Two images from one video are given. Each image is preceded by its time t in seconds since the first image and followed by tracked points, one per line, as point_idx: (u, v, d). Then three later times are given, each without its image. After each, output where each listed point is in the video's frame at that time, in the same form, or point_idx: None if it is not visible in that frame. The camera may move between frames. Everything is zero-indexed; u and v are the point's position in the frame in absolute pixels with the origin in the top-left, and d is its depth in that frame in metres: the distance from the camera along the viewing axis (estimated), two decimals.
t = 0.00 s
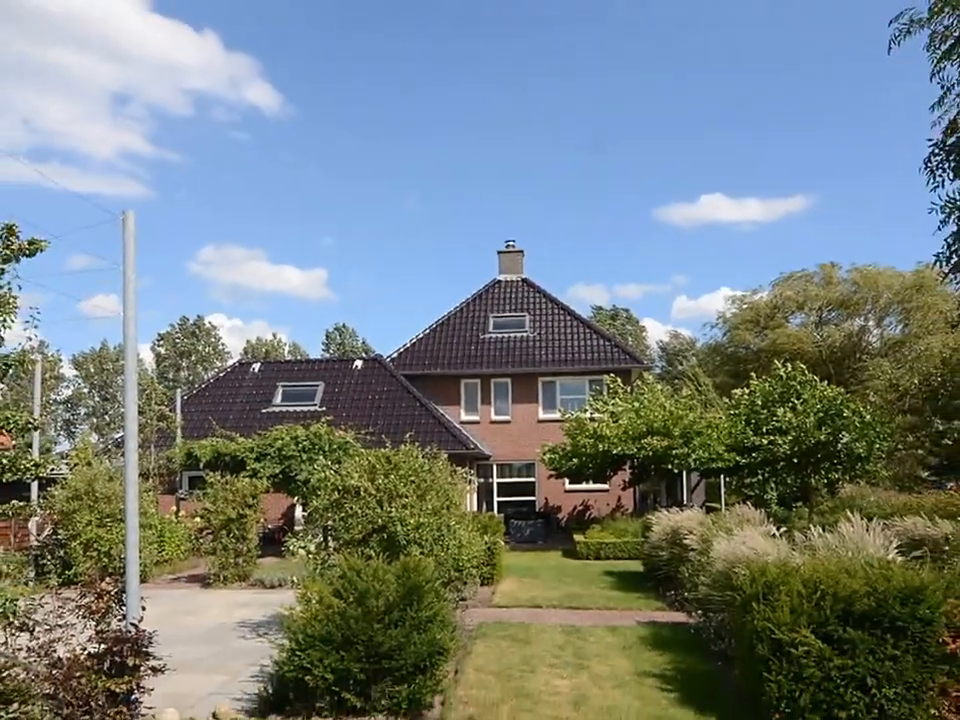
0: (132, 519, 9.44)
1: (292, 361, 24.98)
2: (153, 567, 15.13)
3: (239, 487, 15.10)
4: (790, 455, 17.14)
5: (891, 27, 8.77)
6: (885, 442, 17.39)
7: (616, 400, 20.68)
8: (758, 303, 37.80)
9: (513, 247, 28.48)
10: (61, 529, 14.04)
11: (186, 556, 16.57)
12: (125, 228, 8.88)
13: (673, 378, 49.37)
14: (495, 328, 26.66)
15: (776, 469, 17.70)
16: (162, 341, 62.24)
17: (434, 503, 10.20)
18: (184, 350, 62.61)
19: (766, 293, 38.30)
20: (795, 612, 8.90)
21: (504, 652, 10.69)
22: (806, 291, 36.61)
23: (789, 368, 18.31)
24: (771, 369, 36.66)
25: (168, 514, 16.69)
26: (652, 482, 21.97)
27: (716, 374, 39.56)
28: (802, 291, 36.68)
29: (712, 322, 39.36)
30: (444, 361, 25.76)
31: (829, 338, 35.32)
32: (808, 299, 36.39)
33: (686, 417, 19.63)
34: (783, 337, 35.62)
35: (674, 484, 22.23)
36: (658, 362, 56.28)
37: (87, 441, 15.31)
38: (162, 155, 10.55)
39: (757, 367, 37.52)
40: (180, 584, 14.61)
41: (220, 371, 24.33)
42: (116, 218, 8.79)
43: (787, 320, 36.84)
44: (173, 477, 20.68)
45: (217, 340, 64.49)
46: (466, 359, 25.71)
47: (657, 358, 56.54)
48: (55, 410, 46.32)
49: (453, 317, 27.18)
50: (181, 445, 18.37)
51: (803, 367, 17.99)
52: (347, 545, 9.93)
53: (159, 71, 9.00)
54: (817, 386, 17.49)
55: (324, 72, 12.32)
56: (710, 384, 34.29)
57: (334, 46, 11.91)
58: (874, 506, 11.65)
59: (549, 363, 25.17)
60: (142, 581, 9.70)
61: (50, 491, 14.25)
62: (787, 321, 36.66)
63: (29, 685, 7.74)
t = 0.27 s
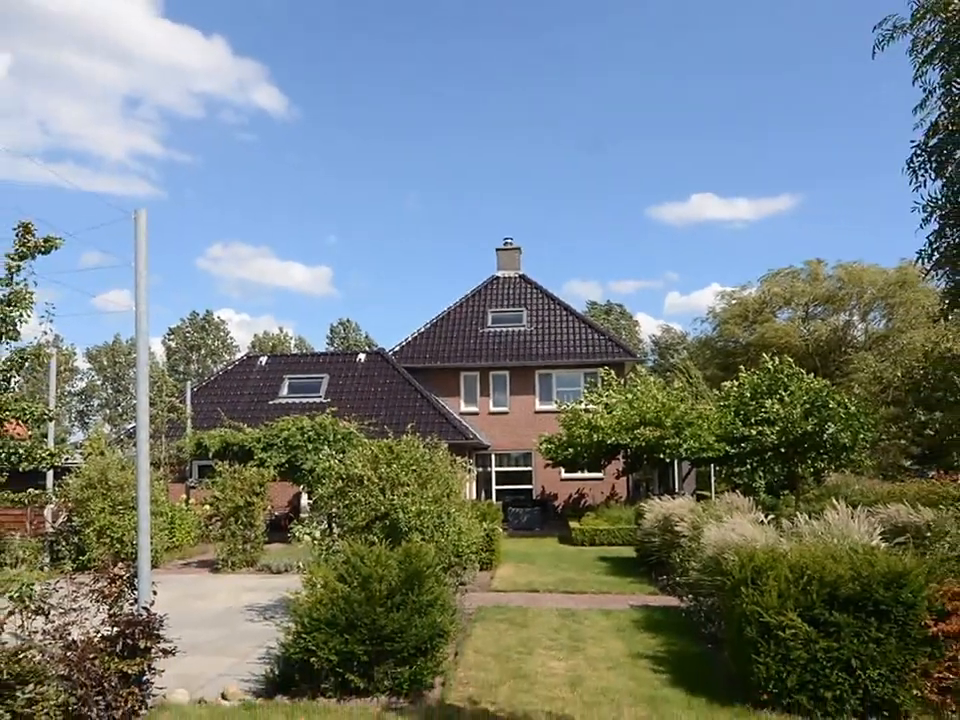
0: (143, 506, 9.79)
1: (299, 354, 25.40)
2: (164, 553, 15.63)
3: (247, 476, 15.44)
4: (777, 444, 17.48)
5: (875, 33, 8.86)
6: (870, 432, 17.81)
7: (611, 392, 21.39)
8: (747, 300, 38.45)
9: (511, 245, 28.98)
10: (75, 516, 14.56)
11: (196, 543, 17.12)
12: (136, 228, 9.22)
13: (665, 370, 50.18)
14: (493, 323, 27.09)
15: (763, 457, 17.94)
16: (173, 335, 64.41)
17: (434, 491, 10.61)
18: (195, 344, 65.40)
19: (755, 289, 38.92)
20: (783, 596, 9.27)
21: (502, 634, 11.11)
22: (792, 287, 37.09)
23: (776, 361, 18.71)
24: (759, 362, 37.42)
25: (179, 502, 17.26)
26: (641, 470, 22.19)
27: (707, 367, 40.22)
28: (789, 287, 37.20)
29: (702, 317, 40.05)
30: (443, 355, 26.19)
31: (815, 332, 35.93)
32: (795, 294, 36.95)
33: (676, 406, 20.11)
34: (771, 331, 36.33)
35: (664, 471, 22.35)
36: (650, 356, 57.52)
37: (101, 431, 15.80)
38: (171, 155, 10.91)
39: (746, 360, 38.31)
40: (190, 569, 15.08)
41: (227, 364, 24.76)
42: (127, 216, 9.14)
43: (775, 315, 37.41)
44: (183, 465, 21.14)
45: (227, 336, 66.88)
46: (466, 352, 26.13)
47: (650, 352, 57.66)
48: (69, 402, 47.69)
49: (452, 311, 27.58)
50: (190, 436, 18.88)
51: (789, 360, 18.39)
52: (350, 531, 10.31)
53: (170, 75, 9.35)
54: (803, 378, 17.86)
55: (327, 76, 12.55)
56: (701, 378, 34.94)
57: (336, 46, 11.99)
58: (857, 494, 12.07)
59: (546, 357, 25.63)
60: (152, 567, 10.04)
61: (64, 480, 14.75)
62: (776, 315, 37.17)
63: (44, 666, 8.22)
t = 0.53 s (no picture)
0: (155, 494, 10.16)
1: (305, 347, 25.78)
2: (174, 539, 16.14)
3: (254, 464, 15.88)
4: (765, 435, 18.05)
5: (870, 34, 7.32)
6: (856, 422, 18.03)
7: (605, 384, 21.82)
8: (737, 295, 38.97)
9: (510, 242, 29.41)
10: (90, 503, 15.05)
11: (205, 529, 17.65)
12: (148, 227, 9.59)
13: (658, 362, 50.89)
14: (492, 317, 27.51)
15: (753, 444, 18.65)
16: (183, 328, 65.77)
17: (436, 479, 11.02)
18: (204, 337, 66.67)
19: (745, 284, 39.46)
20: (771, 580, 9.65)
21: (500, 617, 11.53)
22: (780, 283, 37.57)
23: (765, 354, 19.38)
24: (748, 355, 38.04)
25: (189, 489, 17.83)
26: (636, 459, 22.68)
27: (697, 360, 40.85)
28: (777, 282, 37.75)
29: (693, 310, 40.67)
30: (444, 348, 26.60)
31: (802, 326, 36.54)
32: (783, 289, 37.56)
33: (669, 396, 20.47)
34: (759, 325, 37.03)
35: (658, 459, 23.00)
36: (643, 350, 58.35)
37: (113, 421, 16.25)
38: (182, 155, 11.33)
39: (736, 353, 38.95)
40: (200, 555, 15.55)
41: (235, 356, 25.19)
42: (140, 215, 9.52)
43: (763, 309, 38.03)
44: (192, 455, 21.62)
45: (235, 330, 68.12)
46: (466, 346, 26.56)
47: (643, 346, 58.64)
48: (88, 392, 48.75)
49: (452, 305, 27.97)
50: (200, 426, 19.42)
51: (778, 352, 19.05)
52: (355, 518, 10.70)
53: (181, 80, 9.76)
54: (792, 370, 18.34)
55: (332, 79, 12.92)
56: (692, 371, 35.58)
57: (339, 49, 12.32)
58: (843, 482, 12.48)
59: (543, 350, 26.03)
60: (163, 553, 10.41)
61: (78, 468, 15.25)
62: (764, 310, 37.77)
63: (59, 648, 8.42)
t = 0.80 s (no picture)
0: (165, 482, 10.52)
1: (310, 341, 26.16)
2: (184, 527, 16.61)
3: (261, 454, 16.30)
4: (755, 427, 18.40)
5: (844, 44, 6.42)
6: (842, 414, 18.39)
7: (600, 376, 22.75)
8: (727, 290, 39.43)
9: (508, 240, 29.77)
10: (102, 492, 15.50)
11: (214, 517, 18.13)
12: (159, 227, 9.93)
13: (651, 356, 51.56)
14: (491, 311, 27.89)
15: (742, 435, 18.86)
16: (192, 323, 66.86)
17: (436, 468, 11.42)
18: (213, 332, 67.84)
19: (735, 280, 39.94)
20: (760, 566, 10.01)
21: (499, 601, 11.94)
22: (769, 279, 38.00)
23: (755, 348, 19.77)
24: (738, 349, 38.57)
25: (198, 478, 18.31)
26: (630, 448, 23.16)
27: (690, 353, 41.41)
28: (766, 279, 38.29)
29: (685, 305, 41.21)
30: (444, 341, 26.99)
31: (790, 321, 37.06)
32: (772, 285, 38.03)
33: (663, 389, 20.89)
34: (749, 320, 37.62)
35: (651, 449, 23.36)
36: (637, 344, 59.00)
37: (125, 412, 16.69)
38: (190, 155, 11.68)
39: (726, 347, 39.48)
40: (209, 541, 16.01)
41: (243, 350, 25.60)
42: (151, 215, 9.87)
43: (753, 305, 38.53)
44: (201, 445, 22.10)
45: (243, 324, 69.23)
46: (465, 339, 26.96)
47: (636, 340, 59.46)
48: (104, 385, 49.79)
49: (453, 299, 28.38)
50: (208, 417, 19.91)
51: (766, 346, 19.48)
52: (358, 506, 11.08)
53: (189, 82, 10.09)
54: (781, 364, 18.57)
55: (335, 81, 13.23)
56: (684, 364, 36.12)
57: (340, 50, 12.60)
58: (829, 471, 12.90)
59: (541, 344, 26.40)
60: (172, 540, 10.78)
61: (91, 458, 15.70)
62: (754, 305, 38.32)
63: (71, 632, 8.36)
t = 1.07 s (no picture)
0: (174, 472, 10.86)
1: (313, 335, 26.53)
2: (193, 516, 17.05)
3: (268, 445, 16.67)
4: (745, 420, 18.78)
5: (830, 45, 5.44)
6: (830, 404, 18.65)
7: (595, 370, 23.31)
8: (718, 286, 40.00)
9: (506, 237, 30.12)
10: (113, 481, 15.96)
11: (221, 506, 18.58)
12: (168, 225, 10.26)
13: (643, 350, 52.19)
14: (490, 306, 28.27)
15: (734, 426, 18.86)
16: (200, 318, 67.77)
17: (437, 459, 11.79)
18: (221, 327, 68.83)
19: (726, 276, 40.53)
20: (750, 553, 10.36)
21: (498, 588, 12.34)
22: (759, 275, 38.56)
23: (745, 343, 20.17)
24: (729, 344, 39.10)
25: (206, 468, 18.76)
26: (624, 439, 23.62)
27: (682, 347, 41.97)
28: (757, 275, 38.67)
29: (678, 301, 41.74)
30: (444, 335, 27.38)
31: (779, 316, 37.54)
32: (761, 282, 38.62)
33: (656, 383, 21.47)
34: (739, 315, 38.17)
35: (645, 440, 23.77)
36: (632, 339, 59.66)
37: (134, 405, 17.09)
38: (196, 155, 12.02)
39: (717, 342, 39.99)
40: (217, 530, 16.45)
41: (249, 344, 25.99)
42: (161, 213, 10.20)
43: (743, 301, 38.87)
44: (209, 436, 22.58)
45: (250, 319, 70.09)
46: (464, 334, 27.35)
47: (630, 335, 60.15)
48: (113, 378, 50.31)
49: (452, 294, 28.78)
50: (216, 410, 20.39)
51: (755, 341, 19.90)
52: (362, 495, 11.46)
53: (195, 84, 10.43)
54: (771, 358, 19.01)
55: (337, 82, 13.51)
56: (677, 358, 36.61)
57: (340, 50, 12.88)
58: (817, 462, 13.34)
59: (538, 338, 26.77)
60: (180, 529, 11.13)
61: (103, 448, 16.17)
62: (743, 301, 38.90)
63: (84, 617, 8.51)
